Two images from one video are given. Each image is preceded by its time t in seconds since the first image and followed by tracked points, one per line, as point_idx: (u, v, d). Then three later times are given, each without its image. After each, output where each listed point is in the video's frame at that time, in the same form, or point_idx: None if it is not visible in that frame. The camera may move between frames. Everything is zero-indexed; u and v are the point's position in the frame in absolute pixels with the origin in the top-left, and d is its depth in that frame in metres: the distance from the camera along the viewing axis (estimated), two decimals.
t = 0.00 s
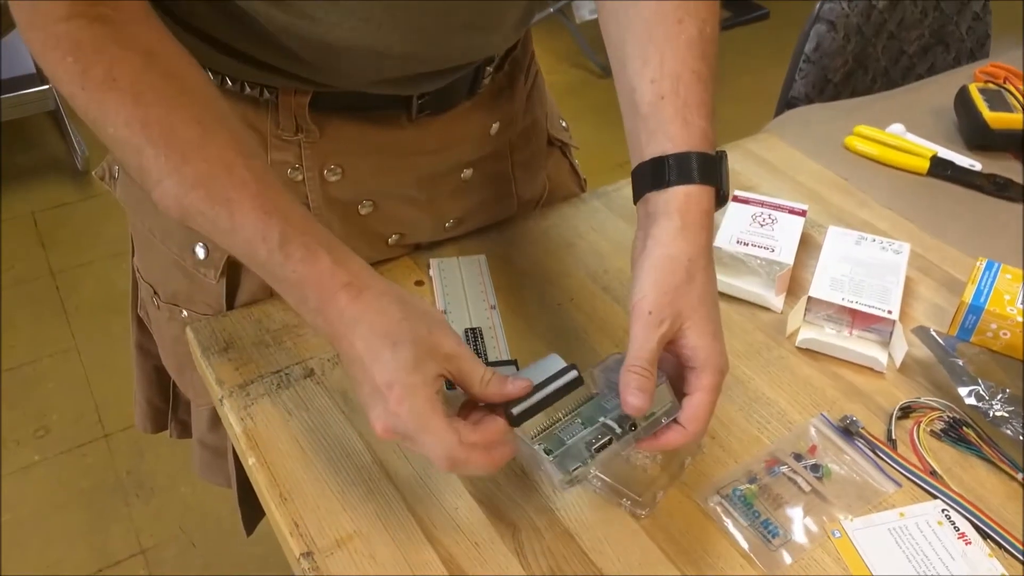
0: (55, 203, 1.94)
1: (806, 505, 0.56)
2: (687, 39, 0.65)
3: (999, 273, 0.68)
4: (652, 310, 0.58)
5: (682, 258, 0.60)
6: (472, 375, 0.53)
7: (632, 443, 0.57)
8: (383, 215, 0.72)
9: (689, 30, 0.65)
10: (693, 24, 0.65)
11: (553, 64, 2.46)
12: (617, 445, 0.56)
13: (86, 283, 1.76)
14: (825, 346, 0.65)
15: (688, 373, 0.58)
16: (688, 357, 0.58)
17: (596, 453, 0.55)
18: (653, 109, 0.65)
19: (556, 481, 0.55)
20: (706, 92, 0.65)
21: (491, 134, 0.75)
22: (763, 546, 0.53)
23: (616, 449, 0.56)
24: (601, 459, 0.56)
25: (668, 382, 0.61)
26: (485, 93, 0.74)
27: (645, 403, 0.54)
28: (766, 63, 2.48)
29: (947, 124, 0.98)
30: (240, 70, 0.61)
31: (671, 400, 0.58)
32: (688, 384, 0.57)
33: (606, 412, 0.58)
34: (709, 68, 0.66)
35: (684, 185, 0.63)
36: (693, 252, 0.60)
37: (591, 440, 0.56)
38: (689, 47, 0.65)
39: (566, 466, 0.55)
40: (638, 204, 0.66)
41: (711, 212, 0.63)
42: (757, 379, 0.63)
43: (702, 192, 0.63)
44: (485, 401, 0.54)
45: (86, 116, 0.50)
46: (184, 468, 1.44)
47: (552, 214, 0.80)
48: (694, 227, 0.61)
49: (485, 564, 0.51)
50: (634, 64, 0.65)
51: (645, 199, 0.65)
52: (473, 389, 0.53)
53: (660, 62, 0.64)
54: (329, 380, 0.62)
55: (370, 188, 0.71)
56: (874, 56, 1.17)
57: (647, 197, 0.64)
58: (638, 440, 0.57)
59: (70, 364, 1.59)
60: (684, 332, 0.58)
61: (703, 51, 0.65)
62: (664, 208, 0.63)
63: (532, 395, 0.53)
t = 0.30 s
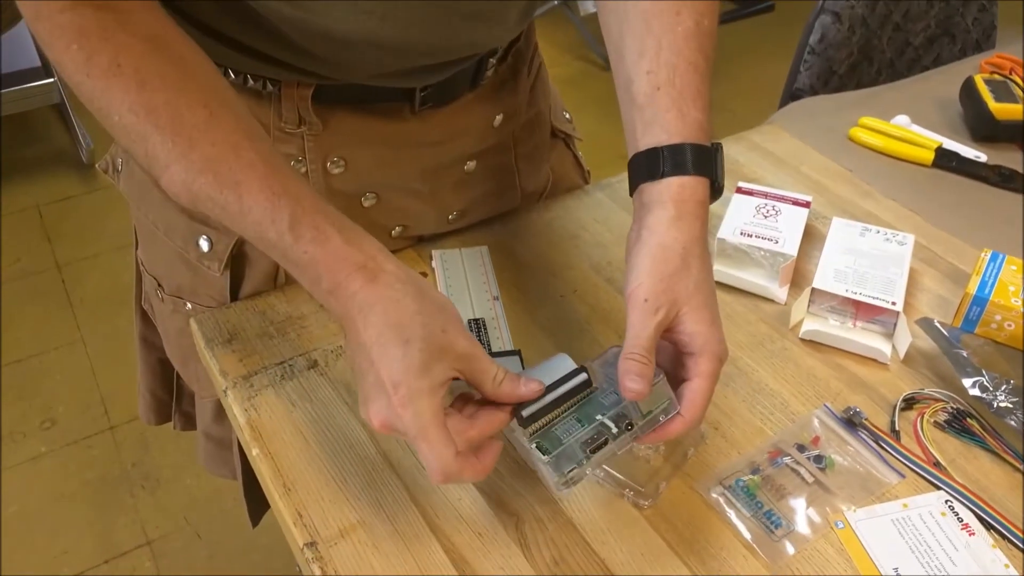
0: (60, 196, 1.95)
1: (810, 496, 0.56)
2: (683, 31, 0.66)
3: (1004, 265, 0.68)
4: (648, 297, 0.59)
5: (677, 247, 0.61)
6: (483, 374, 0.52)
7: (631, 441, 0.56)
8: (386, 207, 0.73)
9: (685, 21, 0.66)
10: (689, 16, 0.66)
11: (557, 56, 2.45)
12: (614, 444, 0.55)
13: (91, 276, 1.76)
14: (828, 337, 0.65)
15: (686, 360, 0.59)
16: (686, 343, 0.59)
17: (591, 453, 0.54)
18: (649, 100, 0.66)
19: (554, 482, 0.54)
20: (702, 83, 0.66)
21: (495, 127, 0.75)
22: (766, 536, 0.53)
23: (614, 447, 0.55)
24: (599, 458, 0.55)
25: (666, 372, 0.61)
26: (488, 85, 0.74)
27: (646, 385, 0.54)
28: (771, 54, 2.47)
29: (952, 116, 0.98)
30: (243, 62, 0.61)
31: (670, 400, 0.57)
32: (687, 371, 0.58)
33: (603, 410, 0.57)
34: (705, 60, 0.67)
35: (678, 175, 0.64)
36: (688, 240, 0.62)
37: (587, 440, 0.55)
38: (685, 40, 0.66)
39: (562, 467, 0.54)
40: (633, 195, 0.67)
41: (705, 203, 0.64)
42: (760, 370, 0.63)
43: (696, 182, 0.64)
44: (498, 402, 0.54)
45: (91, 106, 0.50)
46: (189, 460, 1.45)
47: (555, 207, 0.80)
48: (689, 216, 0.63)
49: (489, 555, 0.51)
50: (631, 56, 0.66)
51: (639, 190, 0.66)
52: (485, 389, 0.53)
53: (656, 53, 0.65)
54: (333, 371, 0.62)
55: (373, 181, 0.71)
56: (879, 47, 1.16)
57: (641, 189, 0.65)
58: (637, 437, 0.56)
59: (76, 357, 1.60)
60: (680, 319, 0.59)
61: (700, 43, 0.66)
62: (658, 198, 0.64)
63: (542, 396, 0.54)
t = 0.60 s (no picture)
0: (66, 197, 1.96)
1: (813, 492, 0.56)
2: (684, 29, 0.66)
3: (1006, 261, 0.68)
4: (648, 289, 0.59)
5: (678, 241, 0.61)
6: (485, 373, 0.52)
7: (630, 432, 0.57)
8: (390, 206, 0.73)
9: (686, 20, 0.66)
10: (690, 14, 0.66)
11: (559, 56, 2.45)
12: (613, 436, 0.56)
13: (96, 278, 1.77)
14: (830, 334, 0.65)
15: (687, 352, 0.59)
16: (686, 336, 0.59)
17: (591, 445, 0.55)
18: (650, 98, 0.66)
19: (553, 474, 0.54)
20: (702, 81, 0.67)
21: (498, 126, 0.75)
22: (769, 533, 0.53)
23: (613, 440, 0.56)
24: (597, 450, 0.55)
25: (666, 366, 0.61)
26: (492, 85, 0.74)
27: (645, 372, 0.54)
28: (774, 53, 2.47)
29: (954, 114, 0.98)
30: (246, 63, 0.61)
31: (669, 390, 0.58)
32: (687, 363, 0.58)
33: (600, 405, 0.57)
34: (706, 58, 0.67)
35: (679, 172, 0.64)
36: (689, 234, 0.62)
37: (586, 432, 0.55)
38: (686, 37, 0.66)
39: (561, 460, 0.54)
40: (634, 192, 0.67)
41: (706, 199, 0.65)
42: (763, 367, 0.63)
43: (697, 178, 0.64)
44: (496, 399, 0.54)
45: (96, 106, 0.50)
46: (194, 460, 1.45)
47: (558, 205, 0.81)
48: (690, 211, 0.63)
49: (493, 551, 0.51)
50: (632, 54, 0.67)
51: (640, 186, 0.66)
52: (487, 387, 0.53)
53: (657, 51, 0.66)
54: (338, 370, 0.63)
55: (377, 180, 0.71)
56: (881, 46, 1.16)
57: (642, 185, 0.66)
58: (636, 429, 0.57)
59: (81, 358, 1.60)
60: (680, 312, 0.59)
61: (701, 41, 0.67)
62: (659, 193, 0.64)
63: (543, 396, 0.55)
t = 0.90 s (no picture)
0: (73, 207, 1.97)
1: (819, 497, 0.56)
2: (687, 36, 0.67)
3: (1012, 266, 0.68)
4: (655, 290, 0.60)
5: (684, 243, 0.62)
6: (494, 373, 0.53)
7: (636, 431, 0.57)
8: (397, 214, 0.73)
9: (689, 27, 0.67)
10: (694, 22, 0.67)
11: (563, 65, 2.46)
12: (620, 434, 0.56)
13: (103, 287, 1.78)
14: (835, 339, 0.66)
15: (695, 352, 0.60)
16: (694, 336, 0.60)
17: (597, 441, 0.55)
18: (654, 104, 0.67)
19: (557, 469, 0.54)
20: (706, 87, 0.67)
21: (503, 134, 0.76)
22: (775, 538, 0.53)
23: (618, 439, 0.56)
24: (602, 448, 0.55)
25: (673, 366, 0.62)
26: (497, 94, 0.75)
27: (655, 368, 0.55)
28: (778, 60, 2.47)
29: (958, 120, 0.98)
30: (253, 73, 0.62)
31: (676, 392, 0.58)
32: (695, 363, 0.59)
33: (609, 403, 0.57)
34: (710, 64, 0.68)
35: (684, 176, 0.65)
36: (695, 237, 0.63)
37: (593, 428, 0.56)
38: (690, 44, 0.67)
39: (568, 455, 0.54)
40: (639, 196, 0.68)
41: (711, 203, 0.65)
42: (769, 373, 0.64)
43: (701, 183, 0.65)
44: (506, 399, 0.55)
45: (102, 115, 0.51)
46: (201, 468, 1.46)
47: (563, 213, 0.81)
48: (695, 214, 0.64)
49: (500, 557, 0.51)
50: (636, 61, 0.67)
51: (645, 190, 0.67)
52: (495, 388, 0.54)
53: (661, 58, 0.66)
54: (345, 377, 0.63)
55: (384, 189, 0.72)
56: (884, 53, 1.17)
57: (647, 190, 0.66)
58: (642, 427, 0.57)
59: (89, 366, 1.61)
60: (687, 312, 0.60)
61: (704, 48, 0.67)
62: (664, 197, 0.65)
63: (551, 395, 0.56)
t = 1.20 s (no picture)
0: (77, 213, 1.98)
1: (824, 507, 0.56)
2: (691, 45, 0.67)
3: (1015, 276, 0.68)
4: (655, 294, 0.60)
5: (685, 249, 0.62)
6: (493, 375, 0.54)
7: (633, 431, 0.57)
8: (404, 223, 0.74)
9: (694, 36, 0.67)
10: (698, 29, 0.67)
11: (569, 73, 2.48)
12: (616, 435, 0.56)
13: (108, 293, 1.79)
14: (840, 349, 0.66)
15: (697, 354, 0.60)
16: (695, 338, 0.60)
17: (594, 439, 0.55)
18: (658, 112, 0.67)
19: (550, 465, 0.55)
20: (710, 95, 0.68)
21: (509, 143, 0.76)
22: (780, 547, 0.53)
23: (614, 439, 0.56)
24: (597, 448, 0.56)
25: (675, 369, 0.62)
26: (504, 103, 0.75)
27: (650, 366, 0.55)
28: (783, 69, 2.48)
29: (962, 131, 0.98)
30: (260, 80, 0.62)
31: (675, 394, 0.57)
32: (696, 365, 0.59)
33: (610, 403, 0.57)
34: (713, 72, 0.68)
35: (685, 183, 0.65)
36: (696, 242, 0.63)
37: (591, 427, 0.56)
38: (694, 52, 0.67)
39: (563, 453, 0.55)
40: (641, 204, 0.68)
41: (713, 209, 0.66)
42: (773, 383, 0.64)
43: (702, 189, 0.65)
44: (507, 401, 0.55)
45: (107, 121, 0.51)
46: (206, 475, 1.46)
47: (568, 221, 0.82)
48: (697, 221, 0.64)
49: (504, 564, 0.51)
50: (640, 69, 0.68)
51: (647, 197, 0.67)
52: (495, 389, 0.54)
53: (665, 66, 0.67)
54: (351, 385, 0.63)
55: (390, 197, 0.72)
56: (889, 63, 1.17)
57: (648, 198, 0.67)
58: (640, 427, 0.57)
59: (93, 372, 1.62)
60: (688, 316, 0.60)
61: (708, 57, 0.68)
62: (666, 204, 0.65)
63: (551, 395, 0.56)
